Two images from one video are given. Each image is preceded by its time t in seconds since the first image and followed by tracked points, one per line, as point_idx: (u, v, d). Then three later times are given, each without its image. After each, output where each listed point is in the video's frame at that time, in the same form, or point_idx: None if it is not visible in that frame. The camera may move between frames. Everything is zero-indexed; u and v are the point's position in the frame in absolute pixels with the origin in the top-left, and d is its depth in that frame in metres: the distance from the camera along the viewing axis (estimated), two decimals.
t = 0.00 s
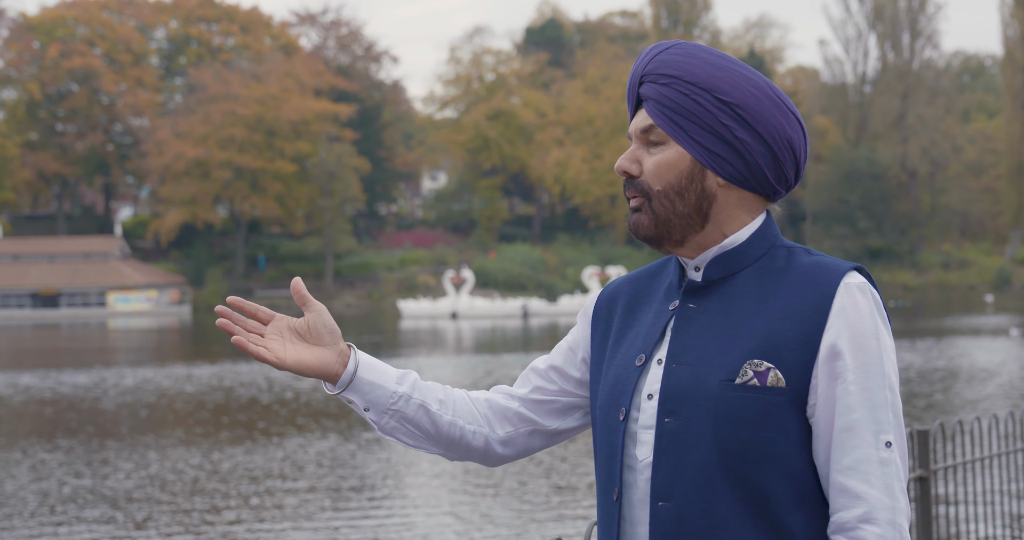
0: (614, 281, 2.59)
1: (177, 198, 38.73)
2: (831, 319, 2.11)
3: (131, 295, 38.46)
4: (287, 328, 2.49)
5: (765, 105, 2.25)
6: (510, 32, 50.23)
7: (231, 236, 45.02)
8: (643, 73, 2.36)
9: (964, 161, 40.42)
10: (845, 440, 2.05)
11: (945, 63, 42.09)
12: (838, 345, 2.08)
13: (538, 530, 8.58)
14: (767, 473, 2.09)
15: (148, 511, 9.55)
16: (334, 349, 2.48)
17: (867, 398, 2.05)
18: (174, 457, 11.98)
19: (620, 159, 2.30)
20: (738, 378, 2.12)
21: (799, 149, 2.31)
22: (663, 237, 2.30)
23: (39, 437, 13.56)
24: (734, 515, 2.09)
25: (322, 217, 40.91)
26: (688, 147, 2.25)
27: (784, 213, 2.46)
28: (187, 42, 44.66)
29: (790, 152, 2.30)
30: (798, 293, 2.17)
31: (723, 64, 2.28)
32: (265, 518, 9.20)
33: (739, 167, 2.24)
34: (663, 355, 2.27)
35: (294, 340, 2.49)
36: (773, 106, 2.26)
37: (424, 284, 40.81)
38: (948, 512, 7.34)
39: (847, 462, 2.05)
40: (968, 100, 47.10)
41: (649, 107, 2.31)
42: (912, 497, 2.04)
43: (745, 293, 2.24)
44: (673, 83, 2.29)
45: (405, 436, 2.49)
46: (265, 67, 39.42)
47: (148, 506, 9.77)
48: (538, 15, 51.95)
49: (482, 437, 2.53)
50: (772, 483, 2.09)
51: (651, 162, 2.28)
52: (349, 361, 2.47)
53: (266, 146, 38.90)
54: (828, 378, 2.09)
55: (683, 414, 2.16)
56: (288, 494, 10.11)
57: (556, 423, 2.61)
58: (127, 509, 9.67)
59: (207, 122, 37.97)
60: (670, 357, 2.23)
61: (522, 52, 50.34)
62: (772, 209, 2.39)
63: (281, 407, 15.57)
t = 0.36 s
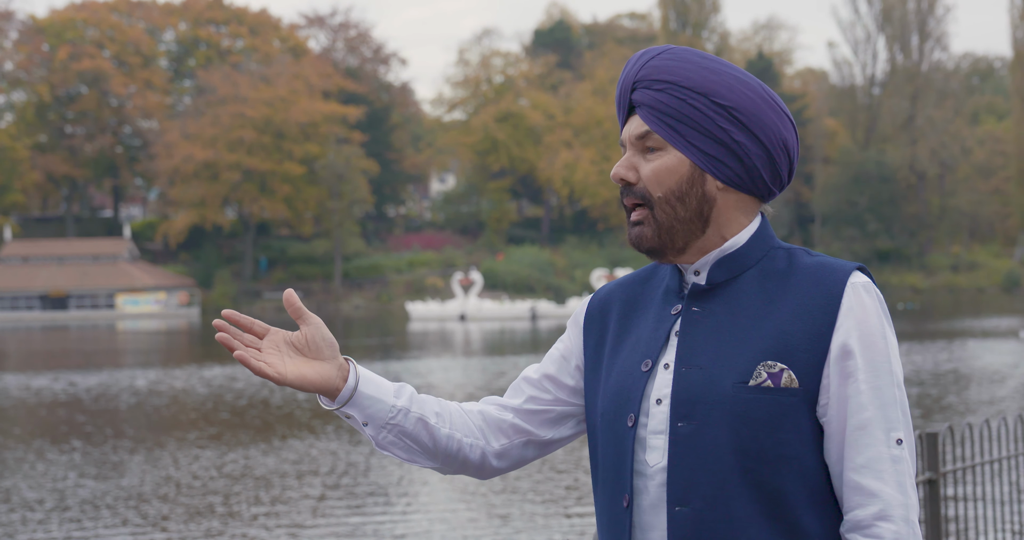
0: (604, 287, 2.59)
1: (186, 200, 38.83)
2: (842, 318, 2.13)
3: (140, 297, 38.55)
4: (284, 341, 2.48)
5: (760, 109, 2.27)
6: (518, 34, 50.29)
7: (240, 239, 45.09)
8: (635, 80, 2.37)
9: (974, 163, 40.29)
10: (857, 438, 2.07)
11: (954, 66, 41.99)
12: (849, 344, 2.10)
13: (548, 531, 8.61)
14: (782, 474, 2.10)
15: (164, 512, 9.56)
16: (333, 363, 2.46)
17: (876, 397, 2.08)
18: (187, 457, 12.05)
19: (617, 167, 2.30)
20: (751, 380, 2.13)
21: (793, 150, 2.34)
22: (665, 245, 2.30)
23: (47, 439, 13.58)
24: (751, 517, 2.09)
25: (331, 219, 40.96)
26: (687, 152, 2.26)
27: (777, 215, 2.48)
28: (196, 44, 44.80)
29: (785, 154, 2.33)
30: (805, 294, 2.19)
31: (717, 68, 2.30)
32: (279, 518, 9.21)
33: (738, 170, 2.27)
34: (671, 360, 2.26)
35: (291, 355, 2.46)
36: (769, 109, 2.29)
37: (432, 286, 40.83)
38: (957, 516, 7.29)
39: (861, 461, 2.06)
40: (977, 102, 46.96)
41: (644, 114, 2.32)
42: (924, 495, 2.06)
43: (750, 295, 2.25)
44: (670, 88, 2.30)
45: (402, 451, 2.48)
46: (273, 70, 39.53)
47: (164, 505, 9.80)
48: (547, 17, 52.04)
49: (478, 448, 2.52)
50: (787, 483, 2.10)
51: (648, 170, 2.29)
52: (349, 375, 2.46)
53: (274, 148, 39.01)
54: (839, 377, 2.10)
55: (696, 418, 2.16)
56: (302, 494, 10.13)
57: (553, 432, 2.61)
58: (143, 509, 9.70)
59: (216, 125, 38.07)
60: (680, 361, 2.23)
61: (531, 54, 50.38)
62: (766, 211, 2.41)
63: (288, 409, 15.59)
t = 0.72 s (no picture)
0: (595, 298, 2.59)
1: (191, 209, 38.87)
2: (843, 324, 2.17)
3: (145, 307, 38.59)
4: (284, 361, 2.47)
5: (752, 118, 2.30)
6: (523, 43, 50.39)
7: (245, 247, 45.14)
8: (627, 91, 2.38)
9: (979, 172, 40.26)
10: (863, 443, 2.10)
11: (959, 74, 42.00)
12: (852, 352, 2.13)
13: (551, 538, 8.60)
14: (790, 482, 2.12)
15: (175, 520, 9.52)
16: (336, 383, 2.45)
17: (879, 402, 2.11)
18: (192, 466, 12.04)
19: (612, 180, 2.32)
20: (757, 390, 2.14)
21: (784, 158, 2.38)
22: (661, 257, 2.31)
23: (50, 448, 13.57)
24: (758, 527, 2.11)
25: (335, 228, 41.02)
26: (682, 163, 2.28)
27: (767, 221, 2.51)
28: (201, 53, 44.93)
29: (777, 162, 2.36)
30: (805, 302, 2.22)
31: (709, 78, 2.33)
32: (289, 525, 9.19)
33: (731, 181, 2.30)
34: (671, 372, 2.27)
35: (294, 374, 2.45)
36: (760, 117, 2.32)
37: (437, 295, 40.86)
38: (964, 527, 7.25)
39: (867, 467, 2.09)
40: (982, 111, 46.95)
41: (637, 125, 2.33)
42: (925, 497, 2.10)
43: (747, 304, 2.28)
44: (663, 99, 2.32)
45: (398, 470, 2.46)
46: (278, 79, 39.62)
47: (175, 514, 9.77)
48: (552, 26, 52.16)
49: (474, 467, 2.52)
50: (794, 491, 2.12)
51: (644, 182, 2.30)
52: (352, 393, 2.45)
53: (279, 157, 39.08)
54: (844, 383, 2.13)
55: (705, 430, 2.16)
56: (311, 501, 10.11)
57: (544, 448, 2.60)
58: (152, 517, 9.69)
59: (221, 134, 38.14)
60: (683, 373, 2.23)
61: (535, 63, 50.46)
62: (755, 219, 2.43)
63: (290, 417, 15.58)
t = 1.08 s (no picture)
0: (577, 309, 2.58)
1: (189, 217, 38.85)
2: (837, 332, 2.19)
3: (143, 314, 38.55)
4: (282, 378, 2.44)
5: (739, 127, 2.31)
6: (521, 51, 50.49)
7: (243, 255, 45.10)
8: (613, 102, 2.38)
9: (977, 180, 40.31)
10: (858, 448, 2.12)
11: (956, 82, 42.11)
12: (845, 358, 2.16)
13: None
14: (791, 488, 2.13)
15: (175, 527, 9.48)
16: (333, 399, 2.43)
17: (873, 407, 2.14)
18: (191, 473, 12.04)
19: (601, 192, 2.31)
20: (756, 398, 2.16)
21: (768, 166, 2.40)
22: (651, 267, 2.31)
23: (46, 456, 13.52)
24: (760, 533, 2.12)
25: (334, 236, 41.03)
26: (673, 174, 2.29)
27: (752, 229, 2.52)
28: (199, 62, 44.98)
29: (762, 171, 2.38)
30: (797, 310, 2.23)
31: (695, 88, 2.34)
32: (288, 532, 9.15)
33: (719, 190, 2.31)
34: (667, 382, 2.27)
35: (291, 391, 2.43)
36: (745, 126, 2.33)
37: (435, 302, 40.87)
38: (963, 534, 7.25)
39: (864, 471, 2.11)
40: (979, 119, 47.05)
41: (625, 136, 2.33)
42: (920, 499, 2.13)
43: (739, 313, 2.28)
44: (652, 110, 2.32)
45: (393, 487, 2.45)
46: (277, 87, 39.65)
47: (177, 521, 9.72)
48: (550, 34, 52.28)
49: (466, 481, 2.51)
50: (795, 497, 2.13)
51: (632, 193, 2.30)
52: (349, 411, 2.44)
53: (278, 165, 39.06)
54: (838, 388, 2.16)
55: (705, 439, 2.16)
56: (310, 508, 10.10)
57: (536, 460, 2.58)
58: (153, 523, 9.65)
59: (220, 141, 38.12)
60: (681, 383, 2.23)
61: (534, 71, 50.55)
62: (740, 227, 2.45)
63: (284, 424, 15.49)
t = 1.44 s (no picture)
0: (565, 312, 2.57)
1: (186, 218, 38.80)
2: (829, 330, 2.19)
3: (140, 315, 38.52)
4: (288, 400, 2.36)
5: (728, 128, 2.32)
6: (519, 53, 50.45)
7: (240, 256, 45.08)
8: (602, 105, 2.37)
9: (974, 182, 40.37)
10: (852, 446, 2.13)
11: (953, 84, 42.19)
12: (839, 356, 2.16)
13: None
14: (789, 488, 2.13)
15: (179, 527, 9.47)
16: (336, 422, 2.38)
17: (865, 405, 2.14)
18: (187, 473, 12.02)
19: (591, 194, 2.30)
20: (753, 400, 2.15)
21: (754, 167, 2.41)
22: (641, 268, 2.30)
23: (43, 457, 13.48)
24: (761, 532, 2.12)
25: (331, 237, 41.03)
26: (664, 176, 2.28)
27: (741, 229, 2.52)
28: (196, 63, 44.95)
29: (750, 172, 2.39)
30: (788, 310, 2.23)
31: (683, 90, 2.34)
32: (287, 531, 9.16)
33: (709, 192, 2.31)
34: (663, 385, 2.26)
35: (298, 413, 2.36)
36: (734, 126, 2.34)
37: (432, 304, 40.90)
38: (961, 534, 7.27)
39: (859, 469, 2.11)
40: (976, 120, 47.13)
41: (615, 139, 2.33)
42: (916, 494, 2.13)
43: (730, 314, 2.28)
44: (641, 113, 2.31)
45: (393, 504, 2.43)
46: (275, 88, 39.61)
47: (180, 521, 9.71)
48: (547, 36, 52.27)
49: (464, 495, 2.51)
50: (794, 496, 2.13)
51: (623, 196, 2.29)
52: (353, 432, 2.40)
53: (275, 166, 38.97)
54: (832, 388, 2.16)
55: (704, 442, 2.15)
56: (311, 507, 10.11)
57: (531, 468, 2.58)
58: (158, 523, 9.65)
59: (217, 142, 38.08)
60: (676, 386, 2.22)
61: (531, 72, 50.52)
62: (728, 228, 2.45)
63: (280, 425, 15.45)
